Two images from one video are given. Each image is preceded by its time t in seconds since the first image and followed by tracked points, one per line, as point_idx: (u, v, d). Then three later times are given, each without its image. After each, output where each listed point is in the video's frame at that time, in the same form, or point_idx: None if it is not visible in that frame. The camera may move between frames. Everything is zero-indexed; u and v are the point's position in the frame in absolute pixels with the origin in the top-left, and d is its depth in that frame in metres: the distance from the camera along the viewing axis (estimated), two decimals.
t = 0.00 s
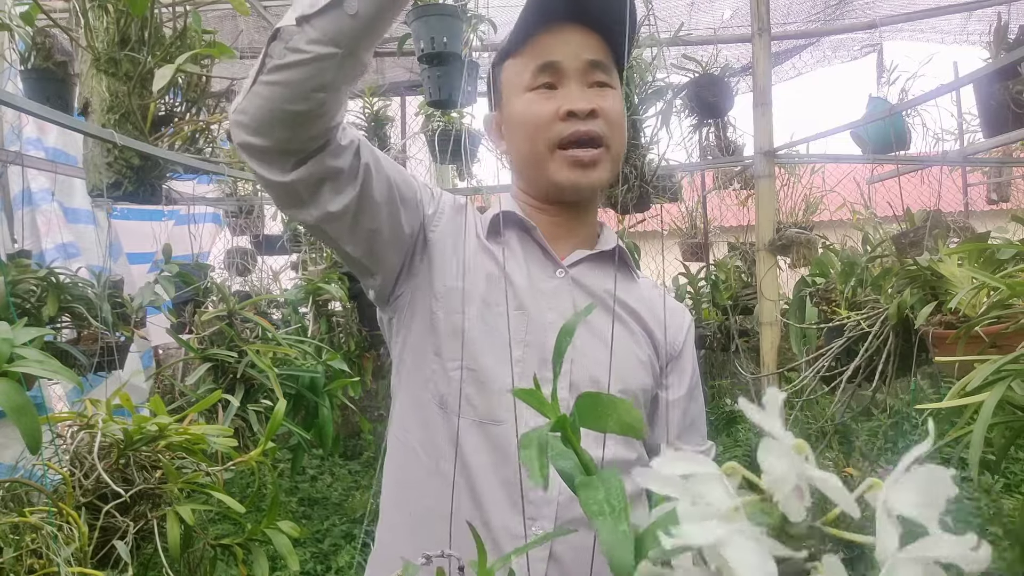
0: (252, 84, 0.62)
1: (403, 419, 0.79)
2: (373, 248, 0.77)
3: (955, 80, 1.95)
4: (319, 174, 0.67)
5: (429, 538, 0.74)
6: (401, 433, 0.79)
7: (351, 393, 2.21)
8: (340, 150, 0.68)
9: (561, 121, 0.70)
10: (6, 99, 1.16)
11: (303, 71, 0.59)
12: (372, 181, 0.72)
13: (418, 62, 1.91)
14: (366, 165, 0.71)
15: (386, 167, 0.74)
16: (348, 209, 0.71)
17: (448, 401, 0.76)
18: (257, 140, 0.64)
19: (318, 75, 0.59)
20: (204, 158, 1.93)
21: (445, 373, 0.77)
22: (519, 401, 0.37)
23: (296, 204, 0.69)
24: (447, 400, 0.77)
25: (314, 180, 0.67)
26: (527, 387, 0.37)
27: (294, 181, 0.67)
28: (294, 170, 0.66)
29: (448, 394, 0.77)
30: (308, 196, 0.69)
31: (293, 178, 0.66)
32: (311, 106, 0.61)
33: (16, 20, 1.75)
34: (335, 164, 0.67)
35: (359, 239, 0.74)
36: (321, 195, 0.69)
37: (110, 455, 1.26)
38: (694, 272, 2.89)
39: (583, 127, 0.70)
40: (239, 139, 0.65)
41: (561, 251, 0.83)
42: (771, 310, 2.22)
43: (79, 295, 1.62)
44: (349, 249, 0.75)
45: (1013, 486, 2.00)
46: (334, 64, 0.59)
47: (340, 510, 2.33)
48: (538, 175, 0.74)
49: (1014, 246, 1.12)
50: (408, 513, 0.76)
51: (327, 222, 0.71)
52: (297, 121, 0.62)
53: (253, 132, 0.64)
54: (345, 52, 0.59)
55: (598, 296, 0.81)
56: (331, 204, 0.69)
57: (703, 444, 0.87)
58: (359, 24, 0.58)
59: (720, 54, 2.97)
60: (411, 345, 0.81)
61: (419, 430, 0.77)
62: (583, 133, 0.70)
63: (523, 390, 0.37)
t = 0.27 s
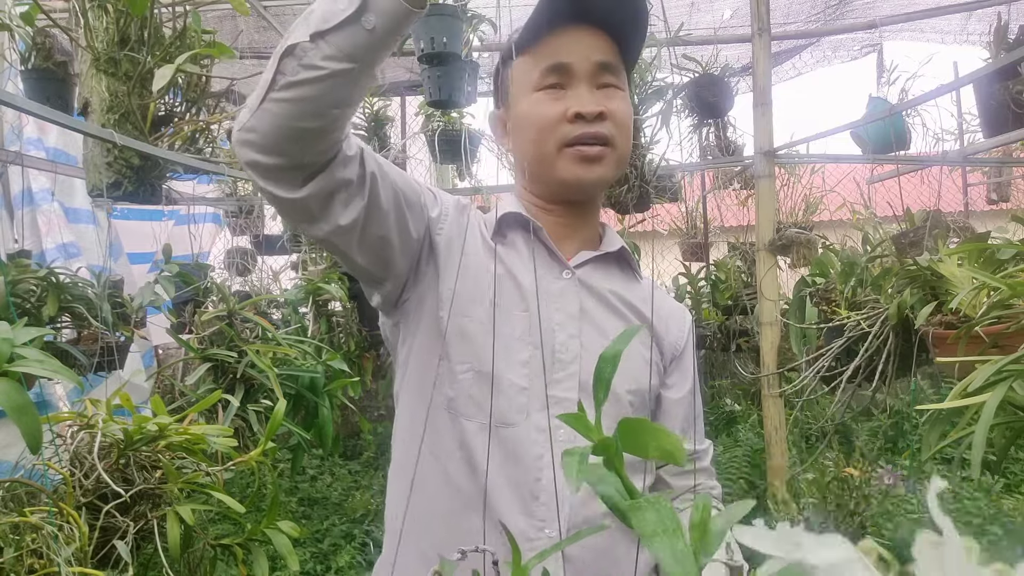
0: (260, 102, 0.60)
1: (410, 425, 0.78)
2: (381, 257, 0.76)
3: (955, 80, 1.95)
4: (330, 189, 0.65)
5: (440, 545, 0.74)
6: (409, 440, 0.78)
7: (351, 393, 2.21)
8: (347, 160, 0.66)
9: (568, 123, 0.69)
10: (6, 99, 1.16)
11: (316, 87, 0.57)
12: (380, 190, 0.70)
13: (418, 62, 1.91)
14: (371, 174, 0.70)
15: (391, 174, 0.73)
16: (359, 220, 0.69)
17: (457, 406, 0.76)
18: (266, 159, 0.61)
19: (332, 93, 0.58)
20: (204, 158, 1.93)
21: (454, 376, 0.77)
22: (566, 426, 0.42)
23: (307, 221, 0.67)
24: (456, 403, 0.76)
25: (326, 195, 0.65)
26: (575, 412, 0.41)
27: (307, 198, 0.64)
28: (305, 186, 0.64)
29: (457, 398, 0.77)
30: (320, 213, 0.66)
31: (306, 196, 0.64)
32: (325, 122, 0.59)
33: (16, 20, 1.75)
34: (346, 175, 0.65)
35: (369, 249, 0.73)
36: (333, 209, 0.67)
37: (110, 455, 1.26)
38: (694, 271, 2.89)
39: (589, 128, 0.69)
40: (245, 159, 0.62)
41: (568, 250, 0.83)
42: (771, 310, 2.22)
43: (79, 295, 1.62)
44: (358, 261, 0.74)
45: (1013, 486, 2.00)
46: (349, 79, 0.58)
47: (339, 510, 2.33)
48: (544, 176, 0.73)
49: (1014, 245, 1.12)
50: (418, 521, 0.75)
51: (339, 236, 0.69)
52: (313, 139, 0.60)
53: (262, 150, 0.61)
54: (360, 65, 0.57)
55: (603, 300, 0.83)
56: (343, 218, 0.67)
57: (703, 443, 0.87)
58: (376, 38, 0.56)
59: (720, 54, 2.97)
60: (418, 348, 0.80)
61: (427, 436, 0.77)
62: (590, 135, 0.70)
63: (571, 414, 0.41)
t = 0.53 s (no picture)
0: (275, 112, 0.58)
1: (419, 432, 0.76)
2: (390, 266, 0.76)
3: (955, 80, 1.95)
4: (344, 201, 0.65)
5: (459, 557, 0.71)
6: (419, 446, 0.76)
7: (352, 393, 2.21)
8: (358, 171, 0.66)
9: (564, 121, 0.68)
10: (6, 99, 1.16)
11: (337, 97, 0.56)
12: (389, 198, 0.71)
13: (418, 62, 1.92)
14: (379, 182, 0.69)
15: (397, 181, 0.73)
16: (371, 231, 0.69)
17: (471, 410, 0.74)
18: (283, 172, 0.61)
19: (353, 102, 0.57)
20: (204, 159, 1.94)
21: (466, 379, 0.76)
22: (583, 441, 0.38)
23: (320, 232, 0.66)
24: (469, 407, 0.74)
25: (340, 207, 0.65)
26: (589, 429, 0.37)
27: (322, 211, 0.64)
28: (319, 198, 0.63)
29: (469, 400, 0.75)
30: (334, 226, 0.66)
31: (321, 209, 0.64)
32: (345, 133, 0.59)
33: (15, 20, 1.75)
34: (358, 185, 0.65)
35: (380, 258, 0.73)
36: (347, 222, 0.67)
37: (110, 455, 1.26)
38: (694, 272, 2.89)
39: (587, 126, 0.69)
40: (259, 172, 0.61)
41: (570, 252, 0.82)
42: (771, 310, 2.22)
43: (79, 295, 1.62)
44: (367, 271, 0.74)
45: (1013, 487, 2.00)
46: (370, 88, 0.57)
47: (340, 510, 2.33)
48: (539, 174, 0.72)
49: (1015, 246, 1.12)
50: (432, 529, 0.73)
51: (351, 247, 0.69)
52: (331, 152, 0.60)
53: (277, 164, 0.60)
54: (383, 74, 0.56)
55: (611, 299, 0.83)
56: (356, 229, 0.67)
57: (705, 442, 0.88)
58: (402, 44, 0.54)
59: (720, 54, 2.97)
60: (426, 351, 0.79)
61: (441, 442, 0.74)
62: (587, 133, 0.69)
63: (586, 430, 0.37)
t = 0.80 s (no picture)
0: (284, 89, 0.58)
1: (423, 433, 0.75)
2: (393, 261, 0.72)
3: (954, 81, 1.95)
4: (346, 183, 0.61)
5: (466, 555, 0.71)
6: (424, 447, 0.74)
7: (352, 393, 2.21)
8: (363, 156, 0.63)
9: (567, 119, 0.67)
10: (6, 99, 1.16)
11: (347, 76, 0.56)
12: (394, 188, 0.68)
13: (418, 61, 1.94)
14: (385, 170, 0.66)
15: (406, 172, 0.70)
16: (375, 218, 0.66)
17: (478, 408, 0.73)
18: (288, 149, 0.58)
19: (362, 84, 0.56)
20: (204, 159, 1.94)
21: (473, 376, 0.74)
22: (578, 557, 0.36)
23: (319, 216, 0.63)
24: (476, 404, 0.74)
25: (343, 189, 0.62)
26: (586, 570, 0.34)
27: (322, 192, 0.61)
28: (320, 178, 0.61)
29: (475, 398, 0.74)
30: (335, 207, 0.63)
31: (321, 188, 0.61)
32: (353, 113, 0.57)
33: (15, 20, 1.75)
34: (361, 169, 0.62)
35: (381, 249, 0.69)
36: (348, 204, 0.63)
37: (111, 455, 1.26)
38: (694, 272, 2.89)
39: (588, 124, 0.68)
40: (260, 148, 0.59)
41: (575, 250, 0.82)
42: (771, 310, 2.22)
43: (79, 295, 1.62)
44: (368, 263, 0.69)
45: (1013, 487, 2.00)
46: (381, 71, 0.56)
47: (339, 510, 2.33)
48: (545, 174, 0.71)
49: (1015, 246, 1.12)
50: (438, 532, 0.72)
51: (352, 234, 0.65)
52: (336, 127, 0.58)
53: (281, 140, 0.58)
54: (394, 56, 0.56)
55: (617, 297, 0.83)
56: (356, 215, 0.64)
57: (704, 443, 0.88)
58: (416, 29, 0.54)
59: (720, 54, 2.97)
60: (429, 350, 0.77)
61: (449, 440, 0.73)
62: (590, 133, 0.67)
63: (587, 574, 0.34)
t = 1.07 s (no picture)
0: (299, 54, 0.57)
1: (426, 430, 0.74)
2: (393, 245, 0.72)
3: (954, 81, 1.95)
4: (356, 154, 0.61)
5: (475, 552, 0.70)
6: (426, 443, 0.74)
7: (352, 393, 2.21)
8: (372, 132, 0.63)
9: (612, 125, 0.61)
10: (6, 98, 1.16)
11: (369, 40, 0.55)
12: (399, 169, 0.68)
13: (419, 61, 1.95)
14: (392, 151, 0.67)
15: (409, 156, 0.70)
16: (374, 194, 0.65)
17: (484, 403, 0.73)
18: (300, 114, 0.57)
19: (384, 49, 0.56)
20: (204, 158, 1.94)
21: (479, 371, 0.74)
22: None
23: (325, 188, 0.62)
24: (482, 399, 0.74)
25: (351, 161, 0.62)
26: None
27: (333, 161, 0.60)
28: (330, 146, 0.60)
29: (481, 393, 0.74)
30: (337, 174, 0.62)
31: (331, 157, 0.60)
32: (367, 79, 0.57)
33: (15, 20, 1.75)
34: (369, 143, 0.62)
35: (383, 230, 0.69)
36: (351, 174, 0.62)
37: (111, 455, 1.26)
38: (694, 272, 2.89)
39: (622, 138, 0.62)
40: (272, 110, 0.58)
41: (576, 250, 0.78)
42: (771, 310, 2.22)
43: (79, 295, 1.62)
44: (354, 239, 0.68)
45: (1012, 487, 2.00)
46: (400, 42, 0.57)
47: (339, 509, 2.33)
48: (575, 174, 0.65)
49: (1014, 246, 1.12)
50: (440, 529, 0.72)
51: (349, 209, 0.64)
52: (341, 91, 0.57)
53: (293, 104, 0.57)
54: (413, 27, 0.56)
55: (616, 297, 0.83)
56: (363, 191, 0.63)
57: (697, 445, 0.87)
58: None
59: (720, 54, 2.97)
60: (431, 348, 0.76)
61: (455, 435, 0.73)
62: (632, 142, 0.63)
63: None
